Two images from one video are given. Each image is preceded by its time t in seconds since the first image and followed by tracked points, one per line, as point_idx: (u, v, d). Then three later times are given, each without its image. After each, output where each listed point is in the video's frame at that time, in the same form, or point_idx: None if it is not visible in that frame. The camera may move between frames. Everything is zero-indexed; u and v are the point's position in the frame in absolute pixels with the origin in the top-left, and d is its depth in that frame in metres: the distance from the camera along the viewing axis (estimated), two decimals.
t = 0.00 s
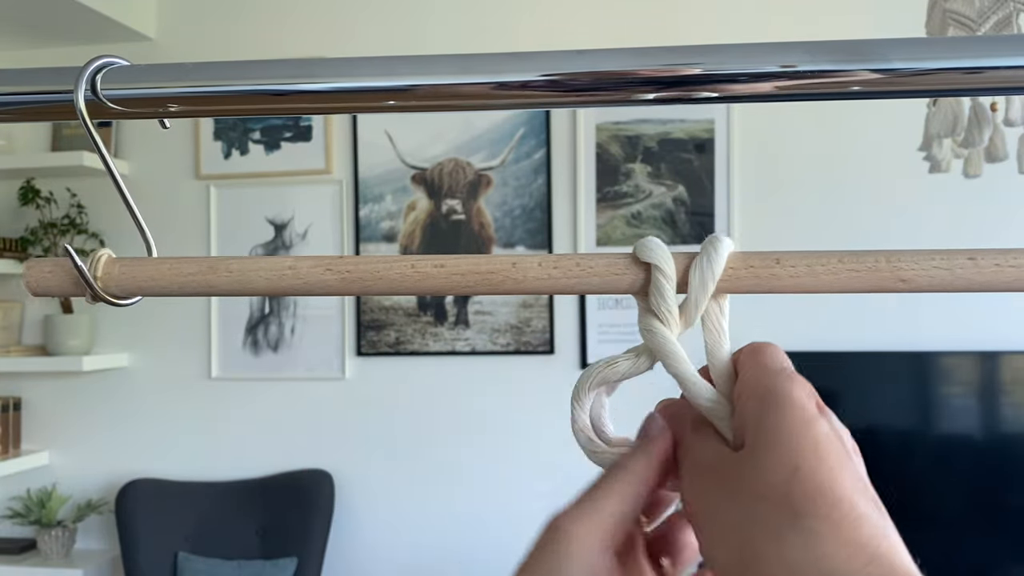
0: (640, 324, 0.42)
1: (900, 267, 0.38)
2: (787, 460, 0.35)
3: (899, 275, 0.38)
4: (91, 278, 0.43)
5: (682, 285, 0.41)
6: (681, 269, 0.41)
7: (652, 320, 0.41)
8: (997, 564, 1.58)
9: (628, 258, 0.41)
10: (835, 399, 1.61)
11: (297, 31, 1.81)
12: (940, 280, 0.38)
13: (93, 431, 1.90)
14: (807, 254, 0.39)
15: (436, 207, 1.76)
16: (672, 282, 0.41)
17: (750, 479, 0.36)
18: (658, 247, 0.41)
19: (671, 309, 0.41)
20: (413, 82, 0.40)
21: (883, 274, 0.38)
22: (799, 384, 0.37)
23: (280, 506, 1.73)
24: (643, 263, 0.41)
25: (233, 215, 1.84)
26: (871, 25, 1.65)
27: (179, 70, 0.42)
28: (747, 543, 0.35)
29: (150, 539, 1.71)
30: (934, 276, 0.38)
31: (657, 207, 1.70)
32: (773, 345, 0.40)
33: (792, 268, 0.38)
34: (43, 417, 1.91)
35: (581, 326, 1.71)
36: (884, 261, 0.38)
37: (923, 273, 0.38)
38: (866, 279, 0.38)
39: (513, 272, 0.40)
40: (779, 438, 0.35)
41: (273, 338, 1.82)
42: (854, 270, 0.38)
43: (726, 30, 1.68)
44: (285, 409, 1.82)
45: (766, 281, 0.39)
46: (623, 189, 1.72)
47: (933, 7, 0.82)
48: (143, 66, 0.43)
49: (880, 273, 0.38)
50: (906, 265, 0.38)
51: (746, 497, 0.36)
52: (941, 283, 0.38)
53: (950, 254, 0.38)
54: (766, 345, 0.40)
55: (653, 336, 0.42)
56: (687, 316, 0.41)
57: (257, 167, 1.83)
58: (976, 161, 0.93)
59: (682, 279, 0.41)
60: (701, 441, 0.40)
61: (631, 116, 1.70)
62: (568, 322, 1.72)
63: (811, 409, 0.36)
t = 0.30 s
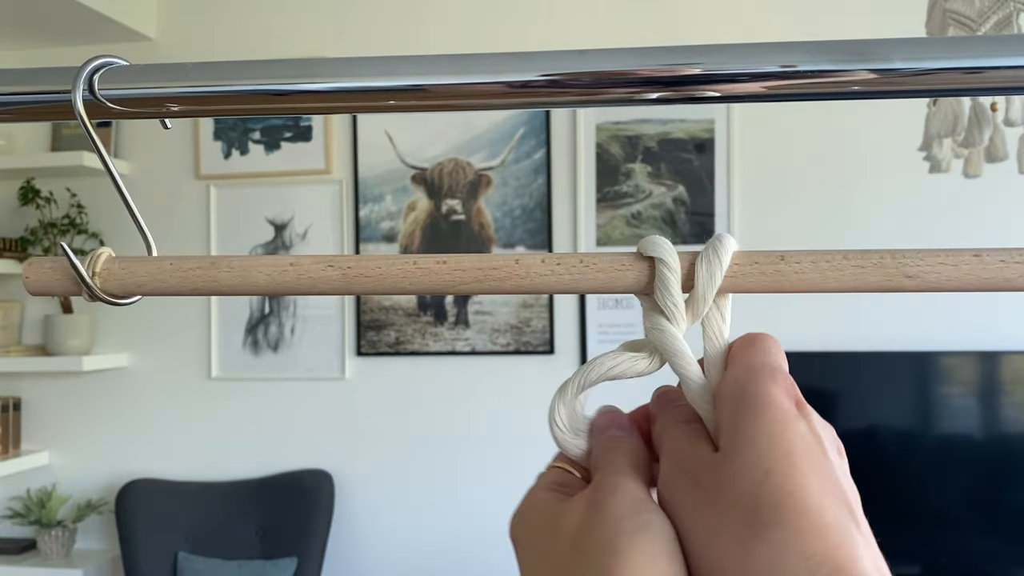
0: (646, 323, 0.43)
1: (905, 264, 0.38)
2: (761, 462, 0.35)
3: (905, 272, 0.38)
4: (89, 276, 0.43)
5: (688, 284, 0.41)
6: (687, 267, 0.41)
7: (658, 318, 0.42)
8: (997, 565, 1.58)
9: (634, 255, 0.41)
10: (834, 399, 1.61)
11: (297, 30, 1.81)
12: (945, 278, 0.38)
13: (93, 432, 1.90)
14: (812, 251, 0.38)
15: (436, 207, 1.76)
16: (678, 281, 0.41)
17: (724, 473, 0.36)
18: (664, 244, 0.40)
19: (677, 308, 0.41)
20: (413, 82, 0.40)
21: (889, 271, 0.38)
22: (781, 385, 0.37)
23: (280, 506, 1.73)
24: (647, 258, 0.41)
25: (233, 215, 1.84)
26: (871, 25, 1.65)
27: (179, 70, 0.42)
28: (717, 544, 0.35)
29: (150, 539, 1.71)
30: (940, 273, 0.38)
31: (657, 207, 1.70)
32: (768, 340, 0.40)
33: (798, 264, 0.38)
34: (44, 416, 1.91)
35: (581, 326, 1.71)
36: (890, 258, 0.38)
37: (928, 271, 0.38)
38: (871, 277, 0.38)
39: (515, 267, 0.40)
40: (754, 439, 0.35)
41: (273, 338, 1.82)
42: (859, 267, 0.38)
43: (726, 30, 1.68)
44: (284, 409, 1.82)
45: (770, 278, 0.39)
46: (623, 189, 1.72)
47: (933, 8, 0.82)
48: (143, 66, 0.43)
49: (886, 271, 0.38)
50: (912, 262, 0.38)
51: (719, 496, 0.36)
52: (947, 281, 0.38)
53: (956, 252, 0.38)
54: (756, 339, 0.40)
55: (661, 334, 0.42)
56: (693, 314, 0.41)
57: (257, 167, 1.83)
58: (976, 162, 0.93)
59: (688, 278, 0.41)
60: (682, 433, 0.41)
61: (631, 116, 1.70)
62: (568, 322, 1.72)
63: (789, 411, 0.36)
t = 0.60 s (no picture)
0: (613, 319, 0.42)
1: (880, 256, 0.38)
2: (794, 422, 0.37)
3: (879, 264, 0.38)
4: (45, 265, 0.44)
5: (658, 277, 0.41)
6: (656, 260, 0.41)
7: (630, 309, 0.41)
8: (998, 565, 1.58)
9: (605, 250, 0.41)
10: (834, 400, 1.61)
11: (297, 30, 1.81)
12: (920, 271, 0.38)
13: (94, 432, 1.90)
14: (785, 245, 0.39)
15: (436, 207, 1.76)
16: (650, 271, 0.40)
17: (766, 434, 0.38)
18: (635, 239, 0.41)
19: (651, 297, 0.40)
20: (412, 81, 0.40)
21: (863, 263, 0.38)
22: (805, 346, 0.39)
23: (280, 506, 1.73)
24: (617, 250, 0.41)
25: (232, 214, 1.84)
26: (871, 25, 1.65)
27: (177, 69, 0.42)
28: (757, 501, 0.38)
29: (150, 540, 1.70)
30: (916, 267, 0.38)
31: (657, 207, 1.70)
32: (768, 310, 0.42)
33: (769, 257, 0.38)
34: (43, 416, 1.91)
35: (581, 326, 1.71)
36: (862, 250, 0.38)
37: (904, 264, 0.38)
38: (847, 270, 0.38)
39: (483, 261, 0.40)
40: (785, 399, 0.37)
41: (273, 339, 1.82)
42: (831, 258, 0.38)
43: (725, 30, 1.68)
44: (283, 409, 1.82)
45: (739, 270, 0.39)
46: (624, 189, 1.71)
47: (933, 7, 0.82)
48: (142, 66, 0.43)
49: (858, 262, 0.38)
50: (887, 255, 0.38)
51: (753, 454, 0.38)
52: (922, 276, 0.38)
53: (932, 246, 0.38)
54: (763, 307, 0.42)
55: (640, 325, 0.41)
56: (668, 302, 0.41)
57: (256, 167, 1.83)
58: (976, 161, 0.93)
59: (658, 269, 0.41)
60: (712, 405, 0.41)
61: (631, 116, 1.70)
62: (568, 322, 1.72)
63: (819, 371, 0.38)
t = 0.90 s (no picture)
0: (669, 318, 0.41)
1: (937, 258, 0.38)
2: (882, 385, 0.38)
3: (936, 264, 0.38)
4: (119, 267, 0.43)
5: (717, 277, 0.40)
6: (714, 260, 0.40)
7: (690, 306, 0.40)
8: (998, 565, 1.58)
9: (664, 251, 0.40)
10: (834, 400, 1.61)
11: (296, 30, 1.81)
12: (976, 273, 0.37)
13: (93, 432, 1.90)
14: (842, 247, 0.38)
15: (436, 207, 1.76)
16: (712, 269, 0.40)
17: (856, 404, 0.39)
18: (695, 238, 0.40)
19: (712, 294, 0.40)
20: (413, 82, 0.40)
21: (923, 264, 0.38)
22: (877, 320, 0.40)
23: (280, 506, 1.73)
24: (677, 250, 0.40)
25: (233, 214, 1.84)
26: (870, 24, 1.65)
27: (181, 70, 0.42)
28: (857, 469, 0.38)
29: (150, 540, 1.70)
30: (974, 269, 0.37)
31: (657, 207, 1.70)
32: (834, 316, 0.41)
33: (827, 258, 0.38)
34: (43, 417, 1.91)
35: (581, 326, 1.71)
36: (919, 252, 0.38)
37: (961, 264, 0.37)
38: (904, 269, 0.38)
39: (543, 262, 0.39)
40: (871, 366, 0.39)
41: (273, 338, 1.82)
42: (889, 260, 0.38)
43: (725, 30, 1.68)
44: (283, 409, 1.82)
45: (803, 271, 0.38)
46: (624, 190, 1.72)
47: (933, 8, 0.82)
48: (147, 66, 0.43)
49: (918, 264, 0.38)
50: (943, 255, 0.38)
51: (850, 424, 0.39)
52: (978, 278, 0.37)
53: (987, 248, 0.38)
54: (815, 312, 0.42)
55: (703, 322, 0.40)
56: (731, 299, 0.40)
57: (257, 167, 1.83)
58: (976, 161, 0.93)
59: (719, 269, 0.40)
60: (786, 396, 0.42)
61: (630, 116, 1.71)
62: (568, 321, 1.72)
63: (894, 342, 0.39)
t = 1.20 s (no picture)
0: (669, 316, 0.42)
1: (920, 259, 0.38)
2: (911, 374, 0.39)
3: (919, 265, 0.38)
4: (113, 268, 0.43)
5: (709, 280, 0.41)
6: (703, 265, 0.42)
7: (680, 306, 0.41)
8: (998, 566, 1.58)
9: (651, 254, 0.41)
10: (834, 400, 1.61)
11: (296, 30, 1.81)
12: (961, 275, 0.38)
13: (93, 432, 1.90)
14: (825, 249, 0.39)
15: (436, 207, 1.77)
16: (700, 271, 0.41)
17: (885, 390, 0.38)
18: (680, 241, 0.41)
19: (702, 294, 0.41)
20: (413, 82, 0.40)
21: (905, 265, 0.38)
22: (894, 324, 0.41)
23: (280, 506, 1.73)
24: (662, 252, 0.41)
25: (233, 215, 1.84)
26: (870, 24, 1.65)
27: (180, 70, 0.42)
28: (893, 449, 0.37)
29: (150, 539, 1.70)
30: (960, 271, 0.38)
31: (657, 207, 1.70)
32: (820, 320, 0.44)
33: (811, 260, 0.38)
34: (43, 417, 1.91)
35: (581, 327, 1.72)
36: (902, 254, 0.38)
37: (942, 265, 0.38)
38: (887, 271, 0.38)
39: (534, 265, 0.40)
40: (892, 359, 0.39)
41: (273, 338, 1.82)
42: (872, 261, 0.38)
43: (725, 30, 1.68)
44: (283, 409, 1.82)
45: (786, 273, 0.39)
46: (624, 190, 1.72)
47: (933, 7, 0.82)
48: (147, 66, 0.43)
49: (900, 264, 0.38)
50: (926, 256, 0.38)
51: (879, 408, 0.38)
52: (962, 279, 0.38)
53: (972, 251, 0.38)
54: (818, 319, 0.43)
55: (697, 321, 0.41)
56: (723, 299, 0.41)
57: (257, 167, 1.83)
58: (976, 161, 0.93)
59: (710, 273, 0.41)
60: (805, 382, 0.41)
61: (630, 116, 1.71)
62: (568, 321, 1.72)
63: (913, 342, 0.40)
